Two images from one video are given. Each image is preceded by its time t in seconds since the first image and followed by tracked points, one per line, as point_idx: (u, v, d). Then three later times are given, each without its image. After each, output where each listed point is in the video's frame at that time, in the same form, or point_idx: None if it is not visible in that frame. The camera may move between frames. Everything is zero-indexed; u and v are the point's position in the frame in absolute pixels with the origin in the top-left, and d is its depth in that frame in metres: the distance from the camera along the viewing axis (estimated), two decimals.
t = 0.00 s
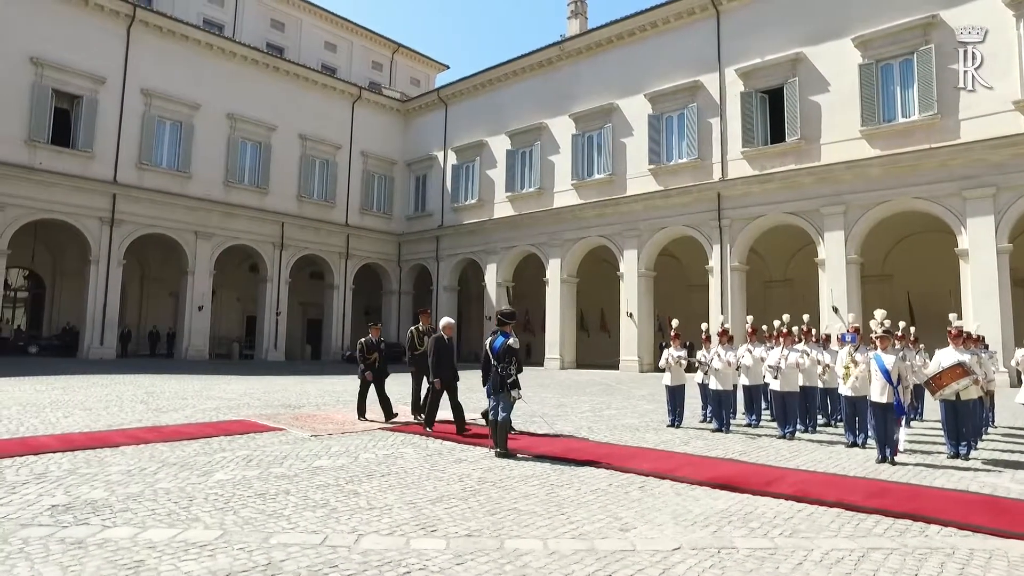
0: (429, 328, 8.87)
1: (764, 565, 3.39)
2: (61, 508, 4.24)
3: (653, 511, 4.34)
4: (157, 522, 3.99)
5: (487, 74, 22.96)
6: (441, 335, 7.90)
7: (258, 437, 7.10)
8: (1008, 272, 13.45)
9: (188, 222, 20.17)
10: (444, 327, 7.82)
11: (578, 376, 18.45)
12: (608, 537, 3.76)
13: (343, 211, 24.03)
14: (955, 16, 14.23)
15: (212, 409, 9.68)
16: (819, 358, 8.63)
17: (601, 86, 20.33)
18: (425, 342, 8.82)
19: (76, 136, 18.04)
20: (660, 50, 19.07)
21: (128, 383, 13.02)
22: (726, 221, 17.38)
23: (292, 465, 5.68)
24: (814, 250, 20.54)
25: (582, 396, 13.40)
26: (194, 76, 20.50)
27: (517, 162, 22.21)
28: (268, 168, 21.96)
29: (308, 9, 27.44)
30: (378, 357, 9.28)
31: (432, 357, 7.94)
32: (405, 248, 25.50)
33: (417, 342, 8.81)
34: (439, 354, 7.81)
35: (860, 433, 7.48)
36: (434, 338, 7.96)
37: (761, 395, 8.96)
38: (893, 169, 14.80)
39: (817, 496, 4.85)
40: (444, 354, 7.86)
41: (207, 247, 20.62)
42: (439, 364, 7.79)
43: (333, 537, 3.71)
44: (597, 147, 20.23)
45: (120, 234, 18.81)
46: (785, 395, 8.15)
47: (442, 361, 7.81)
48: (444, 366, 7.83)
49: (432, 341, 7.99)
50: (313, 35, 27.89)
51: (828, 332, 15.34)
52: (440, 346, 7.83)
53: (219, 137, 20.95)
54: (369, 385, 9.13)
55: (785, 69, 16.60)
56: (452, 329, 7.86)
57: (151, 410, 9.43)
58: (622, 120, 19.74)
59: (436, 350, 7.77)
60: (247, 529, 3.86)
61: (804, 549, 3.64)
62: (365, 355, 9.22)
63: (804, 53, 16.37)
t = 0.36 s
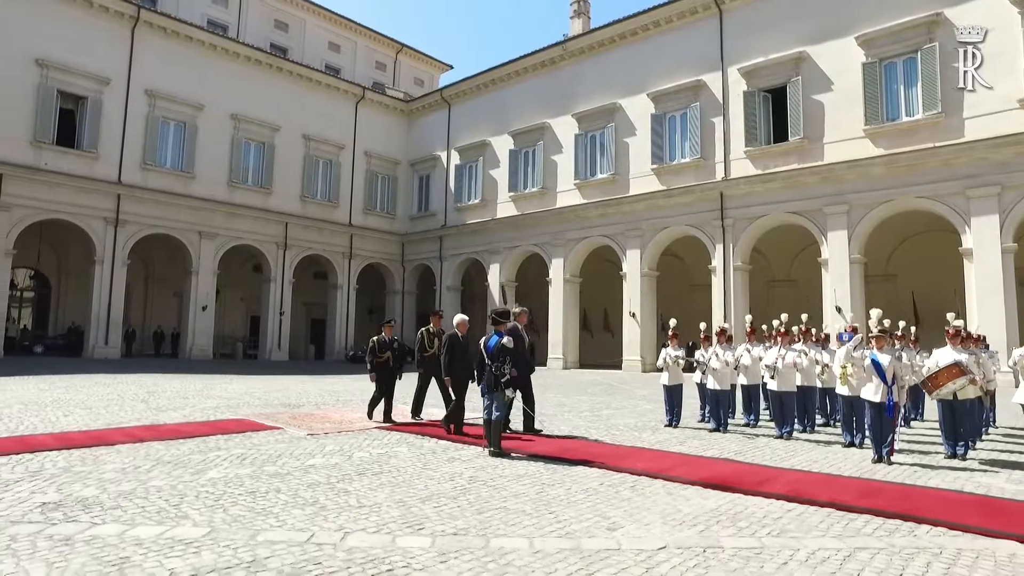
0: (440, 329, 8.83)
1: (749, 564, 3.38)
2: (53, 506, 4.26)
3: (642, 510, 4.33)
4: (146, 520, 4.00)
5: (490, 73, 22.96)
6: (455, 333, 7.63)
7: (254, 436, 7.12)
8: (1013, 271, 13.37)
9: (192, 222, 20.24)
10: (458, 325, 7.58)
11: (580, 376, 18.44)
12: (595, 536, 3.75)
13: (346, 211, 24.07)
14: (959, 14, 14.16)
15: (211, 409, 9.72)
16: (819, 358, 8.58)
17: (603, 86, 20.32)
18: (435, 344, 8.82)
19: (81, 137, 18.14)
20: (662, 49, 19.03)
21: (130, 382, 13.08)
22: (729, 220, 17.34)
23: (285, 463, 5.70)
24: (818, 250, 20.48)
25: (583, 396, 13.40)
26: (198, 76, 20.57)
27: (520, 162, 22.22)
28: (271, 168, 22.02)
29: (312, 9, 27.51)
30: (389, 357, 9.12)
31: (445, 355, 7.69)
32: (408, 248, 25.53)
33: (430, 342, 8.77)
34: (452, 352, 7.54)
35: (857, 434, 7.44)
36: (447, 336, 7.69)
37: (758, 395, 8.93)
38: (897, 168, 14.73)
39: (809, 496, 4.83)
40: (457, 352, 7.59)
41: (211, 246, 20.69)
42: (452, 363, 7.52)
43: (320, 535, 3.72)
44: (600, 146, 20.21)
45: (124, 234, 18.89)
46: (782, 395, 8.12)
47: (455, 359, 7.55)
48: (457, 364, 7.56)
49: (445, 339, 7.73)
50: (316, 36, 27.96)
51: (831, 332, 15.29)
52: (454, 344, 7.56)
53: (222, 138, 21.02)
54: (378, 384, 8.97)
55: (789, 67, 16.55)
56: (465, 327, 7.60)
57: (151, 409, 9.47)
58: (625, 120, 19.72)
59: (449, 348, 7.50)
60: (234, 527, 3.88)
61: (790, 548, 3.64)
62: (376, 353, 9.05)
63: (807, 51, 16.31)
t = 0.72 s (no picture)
0: (457, 326, 8.66)
1: (734, 559, 3.38)
2: (49, 499, 4.31)
3: (633, 506, 4.34)
4: (140, 513, 4.04)
5: (494, 73, 22.99)
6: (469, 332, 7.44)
7: (253, 433, 7.17)
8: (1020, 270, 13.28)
9: (198, 222, 20.36)
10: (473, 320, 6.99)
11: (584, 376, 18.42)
12: (583, 531, 3.77)
13: (352, 211, 24.15)
14: (965, 11, 14.08)
15: (213, 407, 9.78)
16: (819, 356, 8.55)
17: (608, 85, 20.31)
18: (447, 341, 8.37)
19: (88, 138, 18.28)
20: (667, 48, 19.01)
21: (135, 381, 13.16)
22: (733, 219, 17.31)
23: (282, 459, 5.74)
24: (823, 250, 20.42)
25: (586, 395, 13.40)
26: (203, 77, 20.68)
27: (525, 162, 22.23)
28: (277, 169, 22.12)
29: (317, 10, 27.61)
30: (402, 357, 8.84)
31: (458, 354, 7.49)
32: (413, 247, 25.59)
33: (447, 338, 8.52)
34: (466, 353, 7.32)
35: (856, 432, 7.40)
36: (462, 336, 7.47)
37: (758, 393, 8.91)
38: (904, 165, 14.65)
39: (802, 493, 4.83)
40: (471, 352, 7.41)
41: (216, 247, 20.80)
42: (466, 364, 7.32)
43: (310, 529, 3.76)
44: (605, 145, 20.20)
45: (131, 233, 19.02)
46: (781, 392, 8.09)
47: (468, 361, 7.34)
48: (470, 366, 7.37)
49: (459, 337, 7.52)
50: (322, 37, 28.07)
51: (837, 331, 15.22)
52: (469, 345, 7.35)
53: (228, 138, 21.13)
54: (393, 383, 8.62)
55: (794, 65, 16.50)
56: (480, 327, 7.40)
57: (154, 407, 9.54)
58: (629, 119, 19.71)
59: (464, 348, 7.31)
60: (226, 520, 3.92)
61: (777, 544, 3.64)
62: (389, 354, 8.76)
63: (812, 49, 16.24)
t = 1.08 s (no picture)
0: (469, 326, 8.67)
1: (713, 552, 3.44)
2: (42, 495, 4.38)
3: (618, 503, 4.39)
4: (131, 508, 4.11)
5: (494, 74, 23.06)
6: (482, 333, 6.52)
7: (248, 432, 7.23)
8: (1018, 269, 13.31)
9: (199, 223, 20.45)
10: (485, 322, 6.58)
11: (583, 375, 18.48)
12: (566, 526, 3.83)
13: (352, 211, 24.22)
14: (964, 10, 14.11)
15: (210, 406, 9.85)
16: (812, 355, 8.59)
17: (607, 85, 20.37)
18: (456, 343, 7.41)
19: (89, 139, 18.39)
20: (666, 48, 19.06)
21: (134, 381, 13.23)
22: (732, 219, 17.35)
23: (274, 457, 5.81)
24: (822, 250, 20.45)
25: (583, 395, 13.44)
26: (204, 79, 20.78)
27: (525, 162, 22.30)
28: (277, 170, 22.21)
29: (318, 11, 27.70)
30: (410, 355, 8.68)
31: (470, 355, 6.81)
32: (413, 248, 25.67)
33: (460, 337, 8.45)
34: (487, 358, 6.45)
35: (847, 431, 7.43)
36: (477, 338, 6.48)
37: (752, 392, 8.92)
38: (903, 165, 14.68)
39: (787, 490, 4.88)
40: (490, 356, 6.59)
41: (217, 247, 20.89)
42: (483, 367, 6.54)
43: (297, 523, 3.84)
44: (604, 146, 20.25)
45: (132, 234, 19.12)
46: (773, 391, 8.13)
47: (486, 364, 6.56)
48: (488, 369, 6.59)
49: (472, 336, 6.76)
50: (323, 37, 28.16)
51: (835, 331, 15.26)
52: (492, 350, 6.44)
53: (229, 139, 21.23)
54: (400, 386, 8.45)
55: (792, 65, 16.54)
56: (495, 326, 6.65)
57: (151, 406, 9.61)
58: (629, 119, 19.76)
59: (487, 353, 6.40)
60: (215, 515, 3.98)
61: (757, 538, 3.69)
62: (397, 351, 8.57)
63: (811, 49, 16.28)
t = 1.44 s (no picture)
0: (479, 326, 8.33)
1: (691, 547, 3.51)
2: (39, 490, 4.48)
3: (602, 499, 4.46)
4: (126, 503, 4.21)
5: (496, 74, 23.15)
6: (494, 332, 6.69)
7: (245, 430, 7.34)
8: (1017, 269, 13.33)
9: (202, 224, 20.59)
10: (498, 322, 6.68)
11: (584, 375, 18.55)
12: (548, 521, 3.90)
13: (354, 212, 24.34)
14: (963, 10, 14.14)
15: (210, 405, 9.96)
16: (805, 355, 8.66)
17: (608, 86, 20.44)
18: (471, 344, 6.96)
19: (93, 140, 18.54)
20: (666, 49, 19.12)
21: (135, 380, 13.34)
22: (732, 220, 17.40)
23: (269, 454, 5.91)
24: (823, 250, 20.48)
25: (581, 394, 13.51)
26: (207, 80, 20.92)
27: (526, 162, 22.38)
28: (280, 171, 22.34)
29: (321, 12, 27.84)
30: (422, 357, 8.39)
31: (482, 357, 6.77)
32: (415, 248, 25.77)
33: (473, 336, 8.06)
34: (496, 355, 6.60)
35: (839, 430, 7.47)
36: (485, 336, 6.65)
37: (745, 391, 8.97)
38: (902, 165, 14.71)
39: (772, 487, 4.95)
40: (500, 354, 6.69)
41: (220, 248, 21.03)
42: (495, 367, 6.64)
43: (285, 518, 3.93)
44: (605, 146, 20.32)
45: (135, 235, 19.26)
46: (765, 391, 8.20)
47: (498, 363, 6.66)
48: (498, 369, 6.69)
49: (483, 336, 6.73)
50: (325, 39, 28.30)
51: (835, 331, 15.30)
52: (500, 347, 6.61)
53: (232, 140, 21.37)
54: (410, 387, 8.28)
55: (792, 65, 16.59)
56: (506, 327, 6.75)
57: (151, 405, 9.72)
58: (630, 119, 19.82)
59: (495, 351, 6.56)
60: (207, 510, 4.08)
61: (735, 534, 3.76)
62: (408, 354, 8.28)
63: (811, 50, 16.33)
